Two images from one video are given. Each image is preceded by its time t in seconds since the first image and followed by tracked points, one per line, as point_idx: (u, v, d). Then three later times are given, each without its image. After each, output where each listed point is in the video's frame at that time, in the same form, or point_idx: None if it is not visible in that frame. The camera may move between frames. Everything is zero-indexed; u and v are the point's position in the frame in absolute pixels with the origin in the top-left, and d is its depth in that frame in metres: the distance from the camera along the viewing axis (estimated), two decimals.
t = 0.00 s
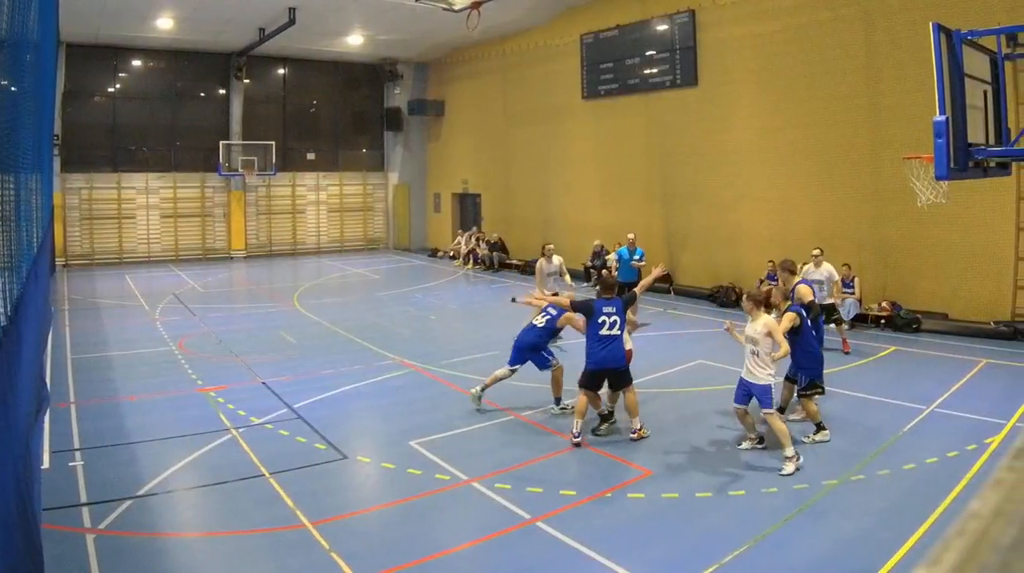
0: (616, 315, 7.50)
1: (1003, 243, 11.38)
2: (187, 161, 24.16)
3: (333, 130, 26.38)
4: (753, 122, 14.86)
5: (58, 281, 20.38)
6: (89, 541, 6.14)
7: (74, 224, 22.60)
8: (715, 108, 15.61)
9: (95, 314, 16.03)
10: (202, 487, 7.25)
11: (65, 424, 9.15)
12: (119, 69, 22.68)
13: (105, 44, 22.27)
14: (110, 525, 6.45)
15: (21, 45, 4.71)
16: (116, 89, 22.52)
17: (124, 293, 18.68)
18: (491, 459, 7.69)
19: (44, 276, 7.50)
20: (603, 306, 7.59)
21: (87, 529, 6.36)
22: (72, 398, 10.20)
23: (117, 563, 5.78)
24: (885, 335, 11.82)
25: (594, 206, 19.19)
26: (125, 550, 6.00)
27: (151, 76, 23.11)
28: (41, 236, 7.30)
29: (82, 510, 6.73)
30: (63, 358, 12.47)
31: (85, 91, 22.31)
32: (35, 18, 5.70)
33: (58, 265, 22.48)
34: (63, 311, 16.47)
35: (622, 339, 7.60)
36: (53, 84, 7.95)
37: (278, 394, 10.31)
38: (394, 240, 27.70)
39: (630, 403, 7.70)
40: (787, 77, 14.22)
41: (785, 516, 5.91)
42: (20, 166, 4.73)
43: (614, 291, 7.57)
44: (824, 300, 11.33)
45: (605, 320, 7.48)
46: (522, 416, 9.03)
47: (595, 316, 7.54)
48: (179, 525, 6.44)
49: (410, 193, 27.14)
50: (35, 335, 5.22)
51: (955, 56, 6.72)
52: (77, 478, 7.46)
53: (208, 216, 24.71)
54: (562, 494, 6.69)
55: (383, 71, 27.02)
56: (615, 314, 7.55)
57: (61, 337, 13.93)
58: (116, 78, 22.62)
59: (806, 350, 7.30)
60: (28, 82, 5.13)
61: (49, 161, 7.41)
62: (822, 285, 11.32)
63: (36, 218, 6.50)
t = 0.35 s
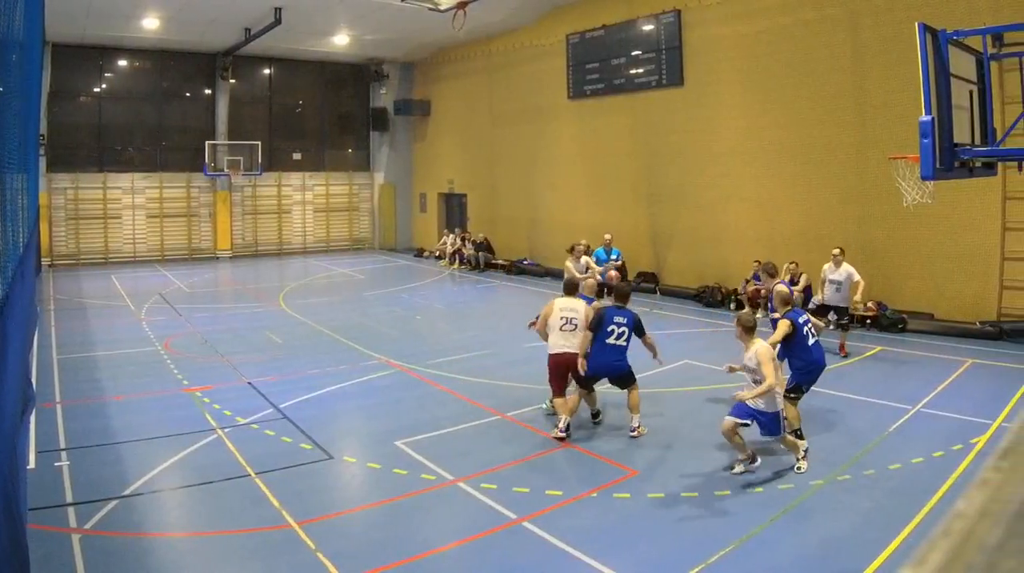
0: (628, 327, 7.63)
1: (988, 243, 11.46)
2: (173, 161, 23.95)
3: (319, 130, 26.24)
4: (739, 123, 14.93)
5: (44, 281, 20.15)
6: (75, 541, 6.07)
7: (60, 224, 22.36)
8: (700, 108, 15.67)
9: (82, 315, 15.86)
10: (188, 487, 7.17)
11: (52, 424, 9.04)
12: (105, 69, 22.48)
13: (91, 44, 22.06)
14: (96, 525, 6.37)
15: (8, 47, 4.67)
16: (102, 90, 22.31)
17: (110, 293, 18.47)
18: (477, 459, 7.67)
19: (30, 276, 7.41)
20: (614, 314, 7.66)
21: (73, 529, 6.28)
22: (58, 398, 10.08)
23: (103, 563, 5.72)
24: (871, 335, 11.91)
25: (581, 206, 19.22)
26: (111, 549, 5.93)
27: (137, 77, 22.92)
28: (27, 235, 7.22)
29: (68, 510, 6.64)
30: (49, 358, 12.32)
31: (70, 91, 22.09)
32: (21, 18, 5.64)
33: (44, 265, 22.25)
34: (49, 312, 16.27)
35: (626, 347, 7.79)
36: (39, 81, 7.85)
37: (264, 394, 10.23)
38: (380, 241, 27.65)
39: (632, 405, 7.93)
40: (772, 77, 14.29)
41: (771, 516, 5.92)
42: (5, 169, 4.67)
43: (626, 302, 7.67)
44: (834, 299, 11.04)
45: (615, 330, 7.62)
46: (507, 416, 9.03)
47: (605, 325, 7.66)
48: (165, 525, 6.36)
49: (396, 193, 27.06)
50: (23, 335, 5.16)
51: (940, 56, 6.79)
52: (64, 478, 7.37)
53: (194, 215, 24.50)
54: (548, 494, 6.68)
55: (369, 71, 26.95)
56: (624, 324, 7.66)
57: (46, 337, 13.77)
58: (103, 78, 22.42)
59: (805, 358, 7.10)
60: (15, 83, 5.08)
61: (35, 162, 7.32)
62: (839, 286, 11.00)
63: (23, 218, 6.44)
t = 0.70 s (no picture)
0: (639, 314, 7.44)
1: (973, 243, 11.51)
2: (158, 161, 23.76)
3: (305, 130, 26.11)
4: (724, 123, 14.98)
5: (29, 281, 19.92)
6: (60, 541, 6.00)
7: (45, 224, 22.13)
8: (686, 108, 15.72)
9: (66, 315, 15.68)
10: (174, 487, 7.10)
11: (37, 424, 8.93)
12: (91, 69, 22.29)
13: (76, 43, 21.88)
14: (82, 525, 6.30)
15: None
16: (88, 90, 22.11)
17: (96, 293, 18.27)
18: (463, 459, 7.64)
19: (15, 276, 7.33)
20: (631, 305, 7.62)
21: (58, 529, 6.20)
22: (45, 398, 9.94)
23: (88, 564, 5.65)
24: (855, 335, 12.00)
25: (567, 205, 19.24)
26: (95, 550, 5.86)
27: (124, 76, 22.73)
28: (12, 234, 7.13)
29: (54, 510, 6.57)
30: (33, 358, 12.17)
31: (56, 91, 21.89)
32: (6, 16, 5.56)
33: (29, 265, 22.02)
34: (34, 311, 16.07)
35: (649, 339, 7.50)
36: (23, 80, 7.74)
37: (250, 394, 10.15)
38: (365, 241, 27.60)
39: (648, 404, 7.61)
40: (757, 78, 14.35)
41: (756, 516, 5.94)
42: None
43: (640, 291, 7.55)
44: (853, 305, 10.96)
45: (628, 319, 7.49)
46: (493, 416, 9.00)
47: (621, 316, 7.61)
48: (151, 525, 6.30)
49: (382, 193, 26.98)
50: (8, 337, 5.08)
51: (926, 56, 6.83)
52: (49, 478, 7.28)
53: (179, 215, 24.30)
54: (534, 494, 6.67)
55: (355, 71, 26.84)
56: (639, 314, 7.49)
57: (30, 337, 13.60)
58: (88, 78, 22.22)
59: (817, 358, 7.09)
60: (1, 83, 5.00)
61: (20, 160, 7.22)
62: (859, 291, 10.94)
63: (9, 219, 6.35)
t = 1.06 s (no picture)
0: (671, 330, 7.09)
1: (960, 243, 11.54)
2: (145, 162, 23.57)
3: (292, 130, 25.96)
4: (711, 123, 15.02)
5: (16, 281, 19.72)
6: (47, 541, 5.93)
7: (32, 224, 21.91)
8: (673, 108, 15.75)
9: (52, 315, 15.52)
10: (161, 487, 7.02)
11: (24, 424, 8.82)
12: (78, 69, 22.15)
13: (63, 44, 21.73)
14: (68, 525, 6.23)
15: None
16: (75, 90, 21.94)
17: (83, 293, 18.09)
18: (449, 458, 7.61)
19: None
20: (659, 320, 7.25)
21: (44, 529, 6.14)
22: (32, 399, 9.81)
23: (74, 564, 5.59)
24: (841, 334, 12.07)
25: (554, 205, 19.24)
26: (82, 550, 5.80)
27: (111, 76, 22.58)
28: None
29: (41, 510, 6.49)
30: (20, 358, 12.03)
31: (43, 91, 21.71)
32: None
33: (16, 265, 21.81)
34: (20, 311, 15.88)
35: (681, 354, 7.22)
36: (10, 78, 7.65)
37: (238, 394, 10.07)
38: (352, 241, 27.47)
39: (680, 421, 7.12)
40: (743, 78, 14.41)
41: (743, 516, 5.95)
42: None
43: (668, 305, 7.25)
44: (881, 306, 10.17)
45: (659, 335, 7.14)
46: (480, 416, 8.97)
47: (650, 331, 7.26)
48: (138, 525, 6.24)
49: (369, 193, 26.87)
50: None
51: (913, 56, 6.88)
52: (36, 478, 7.19)
53: (166, 216, 24.09)
54: (521, 494, 6.66)
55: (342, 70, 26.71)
56: (669, 327, 7.16)
57: (16, 337, 13.45)
58: (75, 78, 22.08)
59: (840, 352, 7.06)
60: None
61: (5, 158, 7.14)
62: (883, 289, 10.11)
63: None
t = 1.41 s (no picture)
0: (676, 344, 6.37)
1: (948, 243, 11.58)
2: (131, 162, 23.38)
3: (278, 130, 25.80)
4: (697, 124, 15.09)
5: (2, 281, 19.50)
6: (34, 541, 5.87)
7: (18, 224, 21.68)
8: (660, 108, 15.79)
9: (38, 315, 15.34)
10: (148, 488, 6.95)
11: (10, 424, 8.71)
12: (64, 69, 21.98)
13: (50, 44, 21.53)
14: (55, 525, 6.16)
15: None
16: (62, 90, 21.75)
17: (70, 293, 17.88)
18: (435, 459, 7.57)
19: None
20: (658, 333, 6.42)
21: (30, 529, 6.07)
22: (17, 399, 9.68)
23: (60, 564, 5.53)
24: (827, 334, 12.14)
25: (542, 205, 19.23)
26: (68, 551, 5.73)
27: (99, 77, 22.41)
28: None
29: (28, 510, 6.42)
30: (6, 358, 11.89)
31: (30, 91, 21.51)
32: None
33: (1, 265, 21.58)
34: (5, 311, 15.69)
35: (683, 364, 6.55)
36: None
37: (225, 395, 9.98)
38: (339, 241, 27.34)
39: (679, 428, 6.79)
40: (729, 79, 14.46)
41: (729, 516, 5.97)
42: None
43: (665, 314, 6.43)
44: (906, 314, 10.23)
45: (662, 350, 6.37)
46: (466, 416, 8.95)
47: (652, 347, 6.39)
48: (126, 525, 6.18)
49: (356, 193, 26.75)
50: None
51: (900, 57, 6.93)
52: (22, 478, 7.10)
53: (153, 216, 23.88)
54: (508, 494, 6.65)
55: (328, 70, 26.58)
56: (673, 341, 6.43)
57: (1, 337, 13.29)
58: (62, 78, 21.90)
59: (853, 357, 6.97)
60: None
61: None
62: (908, 300, 10.14)
63: None
